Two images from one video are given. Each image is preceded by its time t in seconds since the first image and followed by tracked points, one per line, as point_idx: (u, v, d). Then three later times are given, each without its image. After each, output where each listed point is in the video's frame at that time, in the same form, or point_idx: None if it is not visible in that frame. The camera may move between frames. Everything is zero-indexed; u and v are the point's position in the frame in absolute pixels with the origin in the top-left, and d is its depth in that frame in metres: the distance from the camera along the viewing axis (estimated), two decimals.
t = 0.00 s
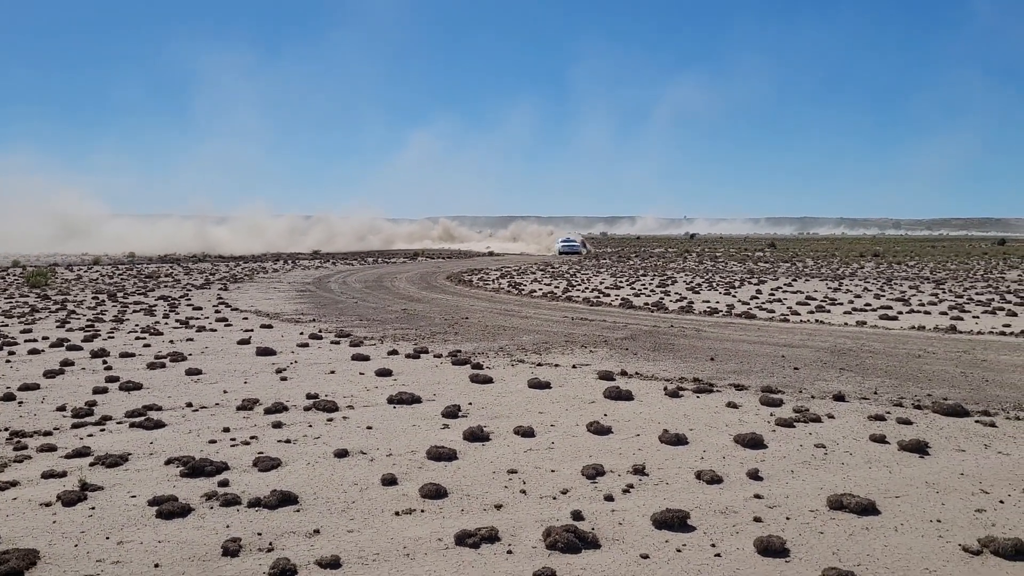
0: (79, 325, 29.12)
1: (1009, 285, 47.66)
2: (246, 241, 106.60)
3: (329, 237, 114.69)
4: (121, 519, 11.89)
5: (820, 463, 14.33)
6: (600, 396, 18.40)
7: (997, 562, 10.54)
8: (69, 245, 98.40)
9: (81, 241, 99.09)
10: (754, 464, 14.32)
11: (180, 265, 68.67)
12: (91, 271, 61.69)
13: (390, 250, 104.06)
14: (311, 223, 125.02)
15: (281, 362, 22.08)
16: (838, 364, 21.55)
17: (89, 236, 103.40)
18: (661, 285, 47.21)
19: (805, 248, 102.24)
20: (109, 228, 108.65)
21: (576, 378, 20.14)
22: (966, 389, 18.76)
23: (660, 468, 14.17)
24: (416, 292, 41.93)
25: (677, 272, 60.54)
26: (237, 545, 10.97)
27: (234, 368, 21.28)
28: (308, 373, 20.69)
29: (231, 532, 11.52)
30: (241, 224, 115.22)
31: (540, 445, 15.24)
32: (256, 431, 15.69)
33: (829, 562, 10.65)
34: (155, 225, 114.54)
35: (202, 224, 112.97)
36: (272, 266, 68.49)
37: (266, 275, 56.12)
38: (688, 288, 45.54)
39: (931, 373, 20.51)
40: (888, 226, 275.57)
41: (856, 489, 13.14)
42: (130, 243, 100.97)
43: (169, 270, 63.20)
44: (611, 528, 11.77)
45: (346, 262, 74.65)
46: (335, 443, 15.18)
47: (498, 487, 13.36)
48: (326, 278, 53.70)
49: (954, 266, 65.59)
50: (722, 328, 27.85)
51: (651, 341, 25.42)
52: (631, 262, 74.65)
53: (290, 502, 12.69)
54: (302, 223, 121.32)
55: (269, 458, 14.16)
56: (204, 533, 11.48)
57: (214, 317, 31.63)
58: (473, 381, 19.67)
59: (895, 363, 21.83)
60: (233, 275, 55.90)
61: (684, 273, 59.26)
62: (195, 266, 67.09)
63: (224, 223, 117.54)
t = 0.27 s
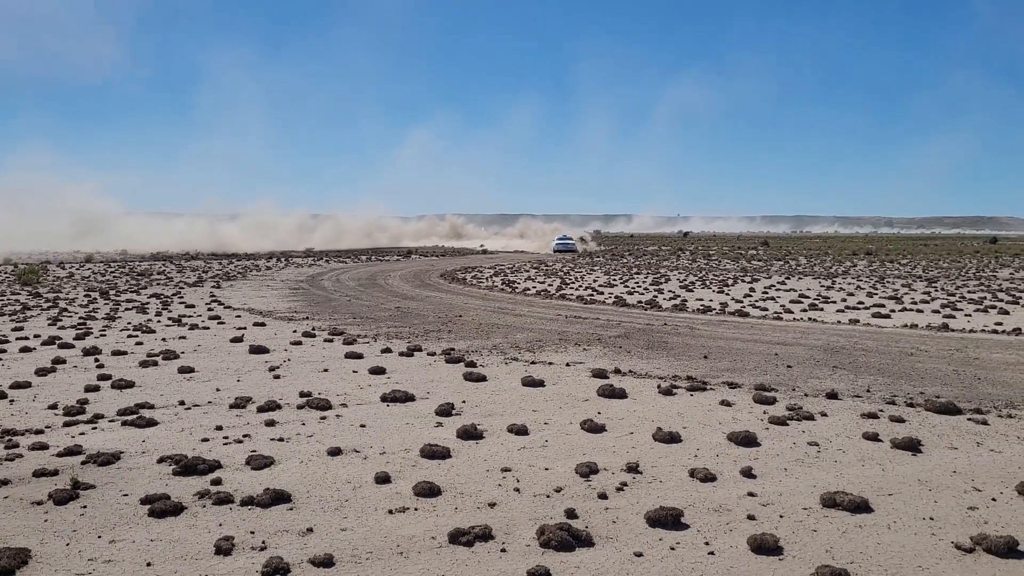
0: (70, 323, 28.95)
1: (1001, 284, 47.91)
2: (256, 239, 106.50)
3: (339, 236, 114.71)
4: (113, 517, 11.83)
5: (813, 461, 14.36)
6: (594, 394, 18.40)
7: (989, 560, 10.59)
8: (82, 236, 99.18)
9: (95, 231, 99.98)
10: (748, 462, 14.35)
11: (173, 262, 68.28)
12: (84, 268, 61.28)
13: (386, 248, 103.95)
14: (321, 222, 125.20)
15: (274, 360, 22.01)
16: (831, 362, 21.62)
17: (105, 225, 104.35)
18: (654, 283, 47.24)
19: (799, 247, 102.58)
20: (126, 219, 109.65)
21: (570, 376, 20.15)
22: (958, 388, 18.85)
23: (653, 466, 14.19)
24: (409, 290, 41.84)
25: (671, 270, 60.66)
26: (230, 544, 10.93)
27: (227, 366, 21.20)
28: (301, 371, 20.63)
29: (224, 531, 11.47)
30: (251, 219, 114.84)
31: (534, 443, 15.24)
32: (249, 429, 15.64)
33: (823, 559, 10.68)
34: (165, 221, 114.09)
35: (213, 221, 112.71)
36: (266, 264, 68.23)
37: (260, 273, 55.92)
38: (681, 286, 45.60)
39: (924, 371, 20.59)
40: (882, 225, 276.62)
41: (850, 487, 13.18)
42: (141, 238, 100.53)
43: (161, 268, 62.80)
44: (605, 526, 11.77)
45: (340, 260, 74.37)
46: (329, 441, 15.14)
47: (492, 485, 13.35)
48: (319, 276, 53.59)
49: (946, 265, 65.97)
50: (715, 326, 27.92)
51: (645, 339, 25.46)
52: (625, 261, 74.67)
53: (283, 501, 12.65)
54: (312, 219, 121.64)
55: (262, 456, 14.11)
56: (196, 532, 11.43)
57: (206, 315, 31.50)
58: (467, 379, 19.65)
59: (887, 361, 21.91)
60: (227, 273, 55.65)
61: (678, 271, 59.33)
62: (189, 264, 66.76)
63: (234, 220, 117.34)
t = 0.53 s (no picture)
0: (61, 316, 28.77)
1: (991, 282, 48.20)
2: (266, 232, 106.26)
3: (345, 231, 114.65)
4: (104, 512, 11.78)
5: (805, 458, 14.41)
6: (586, 390, 18.42)
7: (979, 557, 10.66)
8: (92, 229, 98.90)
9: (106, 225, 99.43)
10: (740, 458, 14.40)
11: (165, 256, 67.85)
12: (75, 261, 60.87)
13: (382, 242, 103.71)
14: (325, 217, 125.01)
15: (266, 355, 21.94)
16: (822, 359, 21.72)
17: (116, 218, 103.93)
18: (648, 280, 47.27)
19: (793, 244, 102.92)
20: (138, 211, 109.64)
21: (563, 372, 20.17)
22: (948, 385, 18.96)
23: (646, 463, 14.22)
24: (402, 286, 41.76)
25: (664, 267, 60.79)
26: (222, 538, 10.90)
27: (218, 360, 21.12)
28: (294, 366, 20.56)
29: (216, 525, 11.44)
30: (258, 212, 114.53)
31: (526, 439, 15.25)
32: (241, 424, 15.58)
33: (814, 556, 10.73)
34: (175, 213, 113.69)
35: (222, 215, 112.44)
36: (259, 258, 67.94)
37: (253, 268, 55.70)
38: (674, 283, 45.64)
39: (914, 369, 20.69)
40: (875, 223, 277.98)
41: (841, 484, 13.24)
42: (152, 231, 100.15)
43: (153, 261, 62.44)
44: (597, 522, 11.80)
45: (332, 254, 74.11)
46: (321, 436, 15.10)
47: (484, 481, 13.35)
48: (312, 270, 53.45)
49: (937, 263, 66.46)
50: (708, 323, 28.00)
51: (637, 335, 25.51)
52: (618, 257, 74.80)
53: (275, 496, 12.62)
54: (318, 211, 121.43)
55: (254, 451, 14.07)
56: (187, 526, 11.39)
57: (198, 309, 31.34)
58: (459, 375, 19.64)
59: (878, 358, 22.02)
60: (219, 267, 55.42)
61: (671, 268, 59.42)
62: (181, 258, 66.38)
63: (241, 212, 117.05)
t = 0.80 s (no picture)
0: (58, 311, 28.71)
1: (988, 282, 48.25)
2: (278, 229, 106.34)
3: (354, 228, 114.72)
4: (102, 507, 11.78)
5: (802, 456, 14.44)
6: (584, 388, 18.44)
7: (976, 555, 10.69)
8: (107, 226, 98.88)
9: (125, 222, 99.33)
10: (737, 456, 14.42)
11: (163, 252, 67.66)
12: (72, 256, 60.66)
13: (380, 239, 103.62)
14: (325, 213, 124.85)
15: (264, 351, 21.93)
16: (820, 357, 21.75)
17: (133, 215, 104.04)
18: (645, 278, 47.26)
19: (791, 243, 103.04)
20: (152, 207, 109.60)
21: (560, 369, 20.18)
22: (946, 385, 19.00)
23: (644, 460, 14.24)
24: (400, 282, 41.75)
25: (661, 265, 60.85)
26: (220, 534, 10.90)
27: (216, 356, 21.11)
28: (291, 362, 20.56)
29: (214, 521, 11.44)
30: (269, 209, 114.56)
31: (524, 436, 15.27)
32: (239, 420, 15.58)
33: (812, 554, 10.77)
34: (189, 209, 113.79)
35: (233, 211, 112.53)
36: (256, 254, 67.82)
37: (250, 264, 55.65)
38: (671, 281, 45.62)
39: (912, 368, 20.72)
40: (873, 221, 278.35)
41: (838, 483, 13.27)
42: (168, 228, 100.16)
43: (150, 257, 62.29)
44: (595, 519, 11.82)
45: (330, 250, 73.98)
46: (319, 433, 15.10)
47: (483, 478, 13.36)
48: (310, 266, 53.43)
49: (934, 262, 66.64)
50: (705, 321, 28.02)
51: (635, 333, 25.54)
52: (615, 254, 74.83)
53: (273, 492, 12.63)
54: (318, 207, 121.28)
55: (253, 447, 14.07)
56: (185, 522, 11.39)
57: (195, 305, 31.30)
58: (457, 371, 19.66)
59: (875, 357, 22.06)
60: (217, 263, 55.32)
61: (668, 266, 59.38)
62: (178, 254, 66.23)
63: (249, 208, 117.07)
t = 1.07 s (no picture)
0: (59, 306, 28.73)
1: (988, 281, 48.21)
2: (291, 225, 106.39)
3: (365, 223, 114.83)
4: (103, 501, 11.82)
5: (802, 455, 14.46)
6: (584, 385, 18.45)
7: (976, 555, 10.72)
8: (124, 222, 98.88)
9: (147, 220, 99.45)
10: (738, 454, 14.44)
11: (163, 247, 67.62)
12: (72, 251, 60.63)
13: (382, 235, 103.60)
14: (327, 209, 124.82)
15: (264, 347, 21.95)
16: (820, 356, 21.76)
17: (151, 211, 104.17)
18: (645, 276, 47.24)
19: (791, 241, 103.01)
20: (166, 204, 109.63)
21: (561, 367, 20.20)
22: (946, 384, 19.01)
23: (644, 458, 14.26)
24: (401, 279, 41.75)
25: (662, 263, 60.83)
26: (221, 530, 10.93)
27: (216, 352, 21.13)
28: (292, 358, 20.58)
29: (215, 516, 11.48)
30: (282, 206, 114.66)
31: (524, 433, 15.29)
32: (239, 416, 15.60)
33: (811, 552, 10.80)
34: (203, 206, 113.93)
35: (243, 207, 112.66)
36: (257, 250, 67.80)
37: (251, 260, 55.64)
38: (671, 279, 45.56)
39: (912, 367, 20.72)
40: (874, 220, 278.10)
41: (838, 481, 13.30)
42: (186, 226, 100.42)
43: (152, 252, 62.26)
44: (595, 516, 11.85)
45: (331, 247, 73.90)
46: (320, 429, 15.12)
47: (483, 475, 13.38)
48: (311, 263, 53.41)
49: (934, 262, 66.68)
50: (706, 319, 28.03)
51: (635, 331, 25.55)
52: (616, 252, 74.79)
53: (274, 487, 12.65)
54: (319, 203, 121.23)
55: (254, 443, 14.09)
56: (186, 517, 11.43)
57: (196, 300, 31.32)
58: (457, 368, 19.68)
59: (875, 356, 22.07)
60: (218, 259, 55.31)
61: (668, 264, 59.32)
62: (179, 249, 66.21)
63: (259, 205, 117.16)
